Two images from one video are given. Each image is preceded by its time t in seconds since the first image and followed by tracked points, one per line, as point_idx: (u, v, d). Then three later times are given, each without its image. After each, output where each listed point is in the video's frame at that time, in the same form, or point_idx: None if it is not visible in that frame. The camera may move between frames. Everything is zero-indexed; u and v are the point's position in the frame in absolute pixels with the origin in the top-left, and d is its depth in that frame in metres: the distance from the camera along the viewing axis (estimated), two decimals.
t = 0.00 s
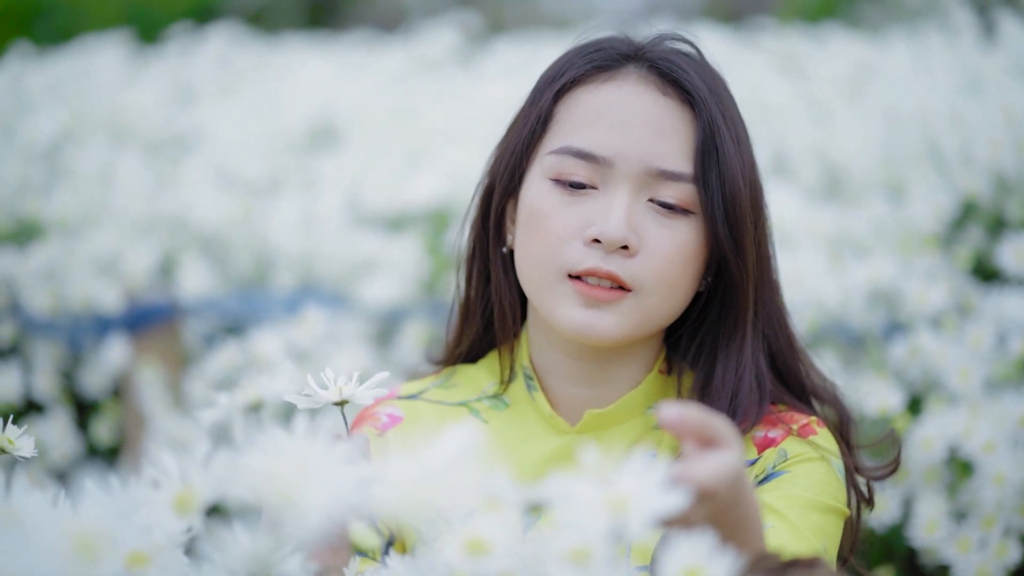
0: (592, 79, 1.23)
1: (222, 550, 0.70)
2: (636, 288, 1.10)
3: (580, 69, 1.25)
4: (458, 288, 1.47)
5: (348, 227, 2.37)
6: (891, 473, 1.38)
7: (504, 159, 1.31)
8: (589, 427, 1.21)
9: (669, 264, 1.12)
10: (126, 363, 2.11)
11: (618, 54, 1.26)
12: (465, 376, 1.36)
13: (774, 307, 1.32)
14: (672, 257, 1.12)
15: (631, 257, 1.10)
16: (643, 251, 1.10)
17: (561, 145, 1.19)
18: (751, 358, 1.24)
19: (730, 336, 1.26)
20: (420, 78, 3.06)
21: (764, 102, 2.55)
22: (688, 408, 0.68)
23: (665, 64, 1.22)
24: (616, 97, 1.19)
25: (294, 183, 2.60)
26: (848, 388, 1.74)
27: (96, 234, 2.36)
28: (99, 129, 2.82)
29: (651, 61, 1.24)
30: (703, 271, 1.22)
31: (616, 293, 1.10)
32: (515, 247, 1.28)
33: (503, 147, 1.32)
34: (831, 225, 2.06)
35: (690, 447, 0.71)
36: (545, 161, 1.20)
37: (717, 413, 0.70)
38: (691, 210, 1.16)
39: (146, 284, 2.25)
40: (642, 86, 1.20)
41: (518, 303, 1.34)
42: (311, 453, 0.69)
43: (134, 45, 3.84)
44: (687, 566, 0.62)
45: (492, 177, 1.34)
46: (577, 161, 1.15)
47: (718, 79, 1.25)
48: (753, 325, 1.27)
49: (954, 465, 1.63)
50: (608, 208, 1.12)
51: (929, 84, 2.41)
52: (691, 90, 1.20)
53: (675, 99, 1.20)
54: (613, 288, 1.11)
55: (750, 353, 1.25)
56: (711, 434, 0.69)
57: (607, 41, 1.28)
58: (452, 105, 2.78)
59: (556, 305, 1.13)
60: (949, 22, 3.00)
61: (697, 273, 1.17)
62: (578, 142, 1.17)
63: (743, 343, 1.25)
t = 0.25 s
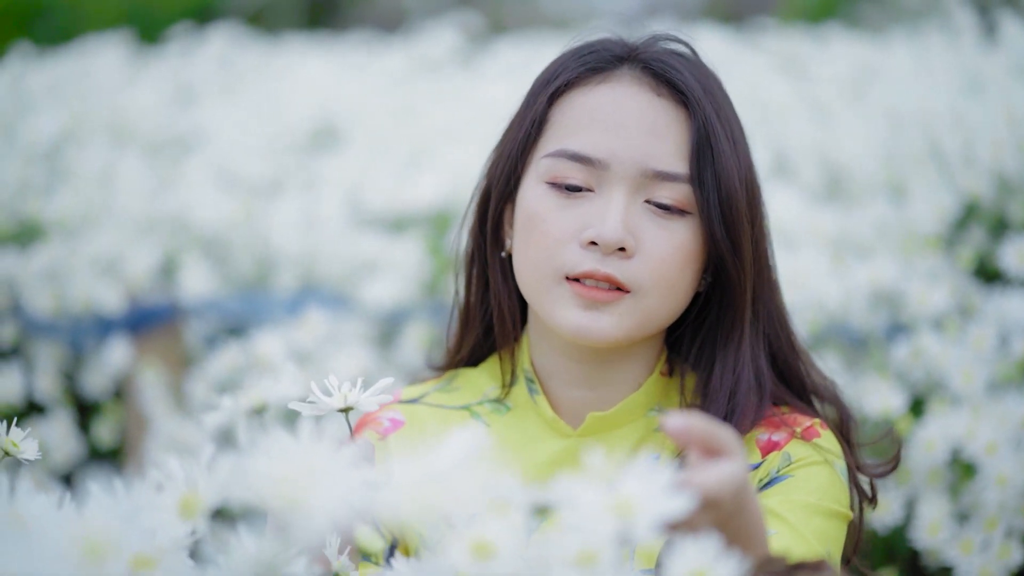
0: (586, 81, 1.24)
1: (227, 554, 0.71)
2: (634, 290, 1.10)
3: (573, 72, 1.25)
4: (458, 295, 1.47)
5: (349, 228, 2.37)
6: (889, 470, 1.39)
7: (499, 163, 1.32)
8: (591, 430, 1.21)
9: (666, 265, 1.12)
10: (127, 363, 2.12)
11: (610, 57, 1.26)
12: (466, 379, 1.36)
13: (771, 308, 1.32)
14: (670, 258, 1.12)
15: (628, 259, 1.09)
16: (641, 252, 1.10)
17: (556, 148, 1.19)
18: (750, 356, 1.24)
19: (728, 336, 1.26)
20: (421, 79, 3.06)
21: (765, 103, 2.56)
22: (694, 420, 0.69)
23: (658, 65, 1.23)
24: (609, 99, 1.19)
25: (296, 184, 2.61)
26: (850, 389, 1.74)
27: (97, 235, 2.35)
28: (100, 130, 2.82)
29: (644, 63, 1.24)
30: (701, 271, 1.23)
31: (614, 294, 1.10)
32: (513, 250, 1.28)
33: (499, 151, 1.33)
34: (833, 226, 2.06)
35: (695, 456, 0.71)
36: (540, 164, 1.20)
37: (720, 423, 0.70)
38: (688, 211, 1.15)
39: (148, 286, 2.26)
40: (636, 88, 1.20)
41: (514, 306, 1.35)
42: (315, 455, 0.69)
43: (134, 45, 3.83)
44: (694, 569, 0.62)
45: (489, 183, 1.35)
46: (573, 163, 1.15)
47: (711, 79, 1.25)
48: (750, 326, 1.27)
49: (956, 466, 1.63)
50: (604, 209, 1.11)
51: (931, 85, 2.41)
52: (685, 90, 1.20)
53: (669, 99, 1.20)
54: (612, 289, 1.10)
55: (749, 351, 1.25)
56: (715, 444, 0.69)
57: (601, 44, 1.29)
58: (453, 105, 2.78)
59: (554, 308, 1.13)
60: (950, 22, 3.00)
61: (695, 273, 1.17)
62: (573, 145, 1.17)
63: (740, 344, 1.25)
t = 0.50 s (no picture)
0: (579, 81, 1.24)
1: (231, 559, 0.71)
2: (633, 289, 1.10)
3: (566, 73, 1.25)
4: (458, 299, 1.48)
5: (352, 229, 2.37)
6: (890, 463, 1.42)
7: (496, 166, 1.32)
8: (593, 431, 1.20)
9: (665, 263, 1.12)
10: (130, 364, 2.16)
11: (604, 56, 1.26)
12: (468, 381, 1.36)
13: (768, 304, 1.33)
14: (668, 256, 1.12)
15: (626, 258, 1.09)
16: (639, 251, 1.10)
17: (551, 150, 1.19)
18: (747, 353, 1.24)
19: (725, 332, 1.26)
20: (424, 79, 3.05)
21: (767, 104, 2.56)
22: (699, 423, 0.69)
23: (651, 63, 1.23)
24: (603, 98, 1.19)
25: (299, 184, 2.62)
26: (853, 390, 1.74)
27: (100, 235, 2.35)
28: (102, 131, 2.82)
29: (637, 62, 1.24)
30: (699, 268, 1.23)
31: (613, 294, 1.10)
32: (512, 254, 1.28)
33: (495, 154, 1.33)
34: (836, 227, 2.05)
35: (699, 459, 0.71)
36: (536, 166, 1.20)
37: (725, 426, 0.70)
38: (683, 209, 1.15)
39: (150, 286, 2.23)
40: (629, 86, 1.20)
41: (513, 308, 1.35)
42: (322, 455, 0.69)
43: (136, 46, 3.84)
44: (701, 571, 0.61)
45: (486, 186, 1.35)
46: (568, 164, 1.15)
47: (704, 76, 1.25)
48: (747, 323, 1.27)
49: (960, 467, 1.63)
50: (601, 209, 1.11)
51: (933, 85, 2.41)
52: (678, 88, 1.20)
53: (663, 97, 1.20)
54: (611, 288, 1.10)
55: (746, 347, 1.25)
56: (719, 446, 0.69)
57: (593, 44, 1.29)
58: (455, 105, 2.78)
59: (553, 309, 1.13)
60: (952, 23, 3.00)
61: (694, 271, 1.17)
62: (569, 146, 1.17)
63: (737, 340, 1.25)
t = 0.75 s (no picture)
0: (570, 81, 1.24)
1: (238, 558, 0.71)
2: (633, 286, 1.10)
3: (556, 73, 1.25)
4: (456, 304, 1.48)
5: (354, 229, 2.37)
6: (892, 452, 1.42)
7: (491, 170, 1.32)
8: (597, 430, 1.20)
9: (663, 259, 1.12)
10: (132, 364, 2.16)
11: (593, 54, 1.26)
12: (471, 382, 1.36)
13: (765, 295, 1.33)
14: (666, 252, 1.12)
15: (624, 256, 1.09)
16: (637, 249, 1.10)
17: (545, 151, 1.19)
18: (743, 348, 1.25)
19: (721, 327, 1.26)
20: (426, 79, 3.04)
21: (770, 104, 2.56)
22: (704, 424, 0.68)
23: (640, 60, 1.23)
24: (594, 97, 1.19)
25: (300, 184, 2.61)
26: (856, 390, 1.74)
27: (101, 235, 2.35)
28: (104, 131, 2.82)
29: (626, 58, 1.24)
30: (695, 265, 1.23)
31: (613, 292, 1.10)
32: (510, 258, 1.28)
33: (489, 157, 1.33)
34: (839, 226, 2.05)
35: (705, 459, 0.71)
36: (531, 168, 1.20)
37: (730, 428, 0.70)
38: (679, 205, 1.15)
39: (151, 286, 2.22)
40: (620, 84, 1.20)
41: (513, 311, 1.34)
42: (328, 455, 0.69)
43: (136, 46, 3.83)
44: (708, 571, 0.61)
45: (481, 190, 1.35)
46: (562, 165, 1.15)
47: (695, 70, 1.25)
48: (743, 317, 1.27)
49: (963, 467, 1.62)
50: (597, 208, 1.11)
51: (935, 85, 2.41)
52: (669, 83, 1.20)
53: (654, 93, 1.20)
54: (611, 287, 1.10)
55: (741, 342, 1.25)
56: (723, 447, 0.69)
57: (581, 43, 1.29)
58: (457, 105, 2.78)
59: (554, 310, 1.12)
60: (953, 23, 3.00)
61: (694, 267, 1.17)
62: (562, 146, 1.17)
63: (731, 335, 1.25)
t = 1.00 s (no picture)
0: (559, 82, 1.24)
1: (245, 559, 0.71)
2: (633, 284, 1.10)
3: (544, 76, 1.26)
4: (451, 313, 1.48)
5: (356, 229, 2.37)
6: (892, 440, 1.43)
7: (485, 176, 1.32)
8: (601, 431, 1.20)
9: (661, 256, 1.12)
10: (134, 363, 2.15)
11: (580, 54, 1.26)
12: (474, 384, 1.36)
13: (760, 287, 1.32)
14: (663, 248, 1.12)
15: (622, 255, 1.09)
16: (634, 247, 1.10)
17: (538, 154, 1.19)
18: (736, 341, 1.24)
19: (716, 320, 1.26)
20: (427, 79, 3.04)
21: (771, 104, 2.56)
22: (709, 427, 0.68)
23: (628, 57, 1.23)
24: (584, 96, 1.19)
25: (302, 184, 2.61)
26: (859, 390, 1.74)
27: (103, 235, 2.35)
28: (106, 131, 2.82)
29: (614, 57, 1.24)
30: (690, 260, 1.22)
31: (613, 291, 1.10)
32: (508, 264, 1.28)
33: (482, 163, 1.34)
34: (842, 226, 2.05)
35: (711, 461, 0.71)
36: (524, 172, 1.20)
37: (737, 430, 0.69)
38: (675, 200, 1.15)
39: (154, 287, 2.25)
40: (608, 83, 1.20)
41: (511, 316, 1.34)
42: (333, 455, 0.68)
43: (137, 46, 3.83)
44: (715, 572, 0.61)
45: (475, 197, 1.36)
46: (555, 168, 1.15)
47: (683, 64, 1.25)
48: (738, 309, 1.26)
49: (966, 467, 1.62)
50: (593, 208, 1.11)
51: (937, 84, 2.41)
52: (657, 78, 1.20)
53: (644, 90, 1.20)
54: (610, 286, 1.10)
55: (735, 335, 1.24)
56: (729, 449, 0.69)
57: (568, 44, 1.29)
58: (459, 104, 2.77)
59: (554, 312, 1.12)
60: (955, 23, 3.00)
61: (692, 263, 1.16)
62: (555, 148, 1.17)
63: (725, 328, 1.24)
